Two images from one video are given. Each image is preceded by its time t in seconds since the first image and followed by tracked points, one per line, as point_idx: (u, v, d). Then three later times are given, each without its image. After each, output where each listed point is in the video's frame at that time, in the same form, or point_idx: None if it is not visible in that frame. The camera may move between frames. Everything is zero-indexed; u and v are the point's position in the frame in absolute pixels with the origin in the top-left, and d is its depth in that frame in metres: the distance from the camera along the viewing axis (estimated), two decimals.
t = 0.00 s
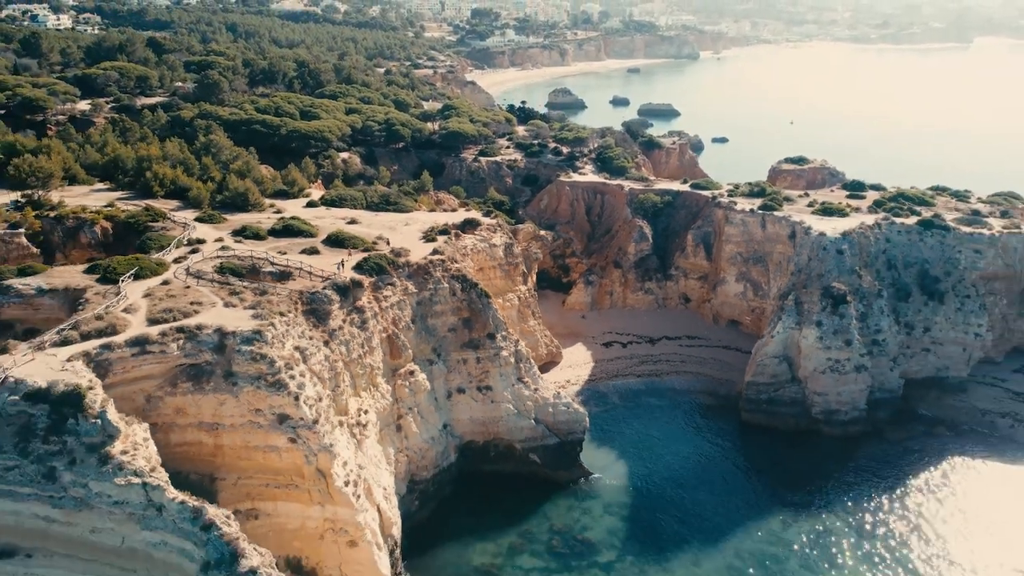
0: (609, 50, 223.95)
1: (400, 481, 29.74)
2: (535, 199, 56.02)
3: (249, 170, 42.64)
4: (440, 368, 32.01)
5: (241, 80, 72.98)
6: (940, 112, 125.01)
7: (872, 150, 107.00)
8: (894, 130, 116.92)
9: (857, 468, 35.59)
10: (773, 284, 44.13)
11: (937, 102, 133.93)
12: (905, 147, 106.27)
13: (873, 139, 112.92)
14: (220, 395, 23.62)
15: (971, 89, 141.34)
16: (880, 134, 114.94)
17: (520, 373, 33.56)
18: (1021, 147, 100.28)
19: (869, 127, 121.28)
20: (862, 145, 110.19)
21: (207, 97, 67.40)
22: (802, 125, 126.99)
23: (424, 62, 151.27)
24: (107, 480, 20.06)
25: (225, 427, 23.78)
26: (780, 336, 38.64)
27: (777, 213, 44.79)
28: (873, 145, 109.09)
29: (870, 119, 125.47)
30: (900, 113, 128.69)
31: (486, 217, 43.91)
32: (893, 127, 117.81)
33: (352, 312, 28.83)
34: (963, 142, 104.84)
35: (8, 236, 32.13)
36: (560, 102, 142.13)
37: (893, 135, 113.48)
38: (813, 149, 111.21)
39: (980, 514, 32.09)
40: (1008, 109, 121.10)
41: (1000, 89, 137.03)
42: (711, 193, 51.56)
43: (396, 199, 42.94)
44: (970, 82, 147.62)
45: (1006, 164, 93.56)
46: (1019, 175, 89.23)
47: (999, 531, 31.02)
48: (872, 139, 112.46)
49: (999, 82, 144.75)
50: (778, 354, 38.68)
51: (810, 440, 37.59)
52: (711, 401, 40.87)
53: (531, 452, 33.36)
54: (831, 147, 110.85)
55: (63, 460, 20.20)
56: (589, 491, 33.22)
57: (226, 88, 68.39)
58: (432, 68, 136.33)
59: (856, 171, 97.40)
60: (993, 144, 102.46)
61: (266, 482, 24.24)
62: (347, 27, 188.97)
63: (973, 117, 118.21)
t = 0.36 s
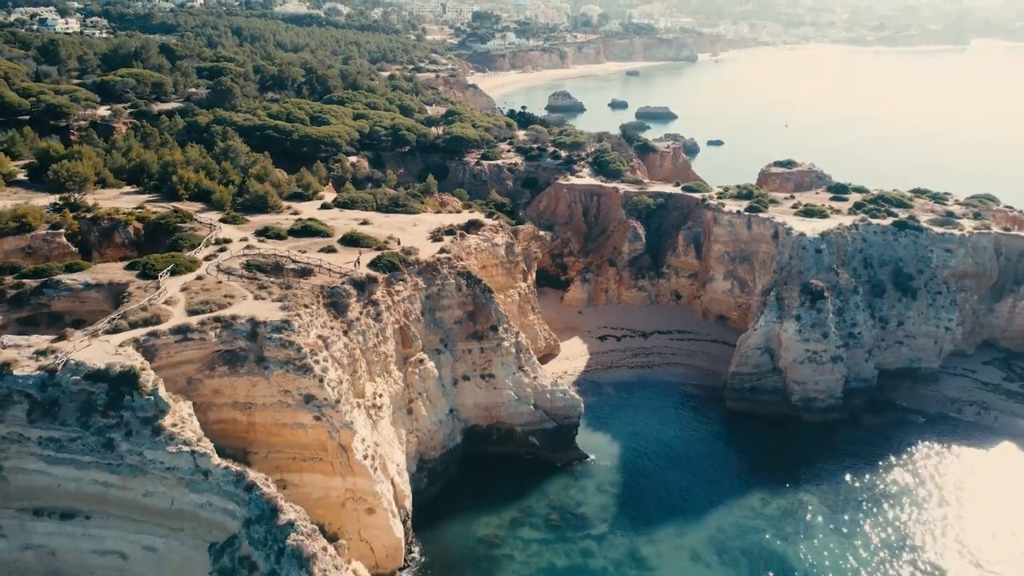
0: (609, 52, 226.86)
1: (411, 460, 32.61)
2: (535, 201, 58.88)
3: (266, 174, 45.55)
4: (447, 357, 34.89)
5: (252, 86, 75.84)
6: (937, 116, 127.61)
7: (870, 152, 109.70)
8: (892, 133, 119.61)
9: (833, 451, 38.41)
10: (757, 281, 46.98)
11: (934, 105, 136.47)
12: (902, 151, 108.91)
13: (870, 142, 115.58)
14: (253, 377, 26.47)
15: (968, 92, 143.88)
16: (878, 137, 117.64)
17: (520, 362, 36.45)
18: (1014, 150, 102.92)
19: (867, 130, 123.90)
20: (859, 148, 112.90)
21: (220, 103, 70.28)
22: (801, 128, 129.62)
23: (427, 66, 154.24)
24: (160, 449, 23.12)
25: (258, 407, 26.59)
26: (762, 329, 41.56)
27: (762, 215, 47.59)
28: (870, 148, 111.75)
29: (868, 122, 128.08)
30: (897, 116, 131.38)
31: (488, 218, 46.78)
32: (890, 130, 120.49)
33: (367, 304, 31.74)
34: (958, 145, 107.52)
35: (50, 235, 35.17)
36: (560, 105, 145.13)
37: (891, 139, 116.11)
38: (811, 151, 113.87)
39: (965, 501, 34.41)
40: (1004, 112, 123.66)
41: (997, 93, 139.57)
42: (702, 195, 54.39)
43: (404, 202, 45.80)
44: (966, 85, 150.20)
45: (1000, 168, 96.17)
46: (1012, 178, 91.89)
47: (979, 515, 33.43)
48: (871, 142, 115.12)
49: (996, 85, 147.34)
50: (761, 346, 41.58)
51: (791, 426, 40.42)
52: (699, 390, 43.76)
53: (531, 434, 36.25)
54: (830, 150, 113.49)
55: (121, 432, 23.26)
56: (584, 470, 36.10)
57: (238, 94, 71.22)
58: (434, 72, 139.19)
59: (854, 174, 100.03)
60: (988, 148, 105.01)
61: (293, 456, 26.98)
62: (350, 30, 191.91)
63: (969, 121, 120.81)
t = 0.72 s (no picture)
0: (608, 56, 231.67)
1: (425, 433, 37.16)
2: (535, 203, 63.43)
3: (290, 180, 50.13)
4: (456, 343, 39.45)
5: (269, 95, 80.51)
6: (932, 120, 132.56)
7: (866, 155, 114.61)
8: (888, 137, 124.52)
9: (801, 429, 42.90)
10: (737, 277, 51.49)
11: (930, 108, 141.47)
12: (897, 153, 113.68)
13: (867, 145, 120.49)
14: (293, 356, 31.01)
15: (963, 95, 148.86)
16: (874, 140, 122.54)
17: (521, 348, 40.99)
18: (1005, 153, 107.87)
19: (865, 133, 128.79)
20: (856, 151, 117.83)
21: (239, 110, 74.91)
22: (800, 131, 134.53)
23: (430, 71, 159.00)
24: (221, 413, 27.62)
25: (297, 382, 31.13)
26: (739, 320, 46.16)
27: (742, 217, 52.09)
28: (867, 151, 116.67)
29: (865, 126, 133.05)
30: (894, 120, 136.30)
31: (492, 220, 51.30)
32: (886, 134, 125.39)
33: (388, 296, 36.29)
34: (953, 148, 112.42)
35: (104, 235, 39.76)
36: (560, 109, 149.81)
37: (886, 142, 121.08)
38: (809, 154, 118.82)
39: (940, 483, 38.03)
40: (998, 115, 128.55)
41: (991, 96, 144.55)
42: (689, 198, 58.89)
43: (415, 205, 50.35)
44: (962, 88, 155.05)
45: (990, 170, 101.06)
46: (1001, 179, 96.82)
47: (927, 483, 37.98)
48: (868, 145, 119.98)
49: (990, 88, 152.14)
50: (738, 335, 46.15)
51: (765, 407, 45.00)
52: (684, 376, 48.30)
53: (530, 412, 40.77)
54: (827, 152, 118.38)
55: (187, 399, 27.82)
56: (578, 444, 40.64)
57: (256, 102, 75.84)
58: (438, 77, 143.87)
59: (851, 175, 104.88)
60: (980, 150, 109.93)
61: (327, 424, 31.52)
62: (355, 34, 196.65)
63: (963, 124, 125.76)
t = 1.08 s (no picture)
0: (607, 59, 236.49)
1: (436, 411, 41.86)
2: (534, 205, 68.13)
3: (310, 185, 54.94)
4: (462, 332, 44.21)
5: (283, 103, 85.35)
6: (926, 122, 137.73)
7: (861, 157, 119.72)
8: (884, 139, 129.50)
9: (774, 410, 47.62)
10: (719, 274, 56.19)
11: (924, 111, 146.66)
12: (891, 155, 118.94)
13: (863, 146, 125.70)
14: (323, 340, 35.73)
15: (956, 99, 154.18)
16: (869, 142, 127.55)
17: (520, 337, 45.70)
18: (994, 154, 113.05)
19: (861, 136, 133.87)
20: (852, 152, 123.03)
21: (255, 117, 79.66)
22: (799, 133, 139.76)
23: (434, 75, 163.92)
24: (265, 386, 32.25)
25: (326, 362, 35.83)
26: (720, 313, 50.94)
27: (723, 218, 56.74)
28: (863, 153, 121.73)
29: (861, 128, 138.07)
30: (889, 122, 141.44)
31: (494, 221, 56.02)
32: (881, 136, 130.54)
33: (403, 289, 41.00)
34: (946, 150, 117.58)
35: (148, 235, 44.47)
36: (558, 113, 154.73)
37: (881, 143, 126.29)
38: (806, 155, 124.01)
39: (912, 465, 42.04)
40: (990, 119, 133.61)
41: (984, 99, 149.87)
42: (676, 200, 63.54)
43: (424, 207, 55.08)
44: (956, 91, 160.30)
45: (979, 171, 106.26)
46: (989, 180, 101.99)
47: (882, 458, 42.74)
48: (864, 147, 125.05)
49: (982, 92, 157.37)
50: (718, 325, 50.94)
51: (741, 391, 49.71)
52: (669, 363, 53.04)
53: (529, 394, 45.44)
54: (824, 154, 123.54)
55: (236, 375, 32.47)
56: (572, 423, 45.40)
57: (271, 109, 80.59)
58: (441, 81, 148.74)
59: (847, 176, 110.05)
60: (970, 153, 115.18)
61: (352, 399, 36.24)
62: (359, 39, 201.65)
63: (955, 127, 131.04)
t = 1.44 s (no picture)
0: (605, 62, 241.29)
1: (444, 393, 46.65)
2: (533, 207, 73.00)
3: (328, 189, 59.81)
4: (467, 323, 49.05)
5: (295, 110, 90.20)
6: (920, 128, 143.02)
7: (855, 159, 124.99)
8: (877, 142, 134.75)
9: (750, 394, 52.49)
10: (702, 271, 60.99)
11: (919, 116, 151.91)
12: (886, 157, 124.21)
13: (860, 149, 130.82)
14: (346, 328, 40.54)
15: (952, 105, 159.53)
16: (863, 145, 132.85)
17: (520, 327, 50.54)
18: (985, 159, 118.25)
19: (856, 139, 139.15)
20: (849, 154, 128.28)
21: (270, 123, 84.45)
22: (798, 135, 144.86)
23: (436, 79, 168.69)
24: (298, 367, 37.05)
25: (349, 347, 40.61)
26: (702, 306, 55.77)
27: (707, 220, 61.52)
28: (856, 155, 126.96)
29: (856, 132, 143.27)
30: (886, 126, 146.59)
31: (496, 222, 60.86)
32: (875, 139, 135.90)
33: (415, 283, 45.80)
34: (936, 155, 122.86)
35: (184, 235, 49.32)
36: (557, 116, 159.58)
37: (877, 146, 131.52)
38: (804, 156, 129.10)
39: (873, 443, 46.86)
40: (980, 125, 138.87)
41: (979, 106, 155.26)
42: (665, 203, 68.33)
43: (431, 209, 59.92)
44: (949, 98, 165.66)
45: (969, 174, 111.54)
46: (978, 183, 107.32)
47: (844, 436, 47.59)
48: (858, 150, 130.29)
49: (976, 99, 162.68)
50: (701, 318, 55.76)
51: (721, 377, 54.56)
52: (656, 352, 57.89)
53: (527, 378, 50.27)
54: (822, 155, 128.71)
55: (272, 357, 37.29)
56: (566, 405, 50.25)
57: (286, 116, 85.40)
58: (443, 85, 153.56)
59: (841, 177, 115.43)
60: (962, 157, 120.41)
61: (371, 380, 41.08)
62: (362, 43, 206.46)
63: (950, 133, 136.29)
